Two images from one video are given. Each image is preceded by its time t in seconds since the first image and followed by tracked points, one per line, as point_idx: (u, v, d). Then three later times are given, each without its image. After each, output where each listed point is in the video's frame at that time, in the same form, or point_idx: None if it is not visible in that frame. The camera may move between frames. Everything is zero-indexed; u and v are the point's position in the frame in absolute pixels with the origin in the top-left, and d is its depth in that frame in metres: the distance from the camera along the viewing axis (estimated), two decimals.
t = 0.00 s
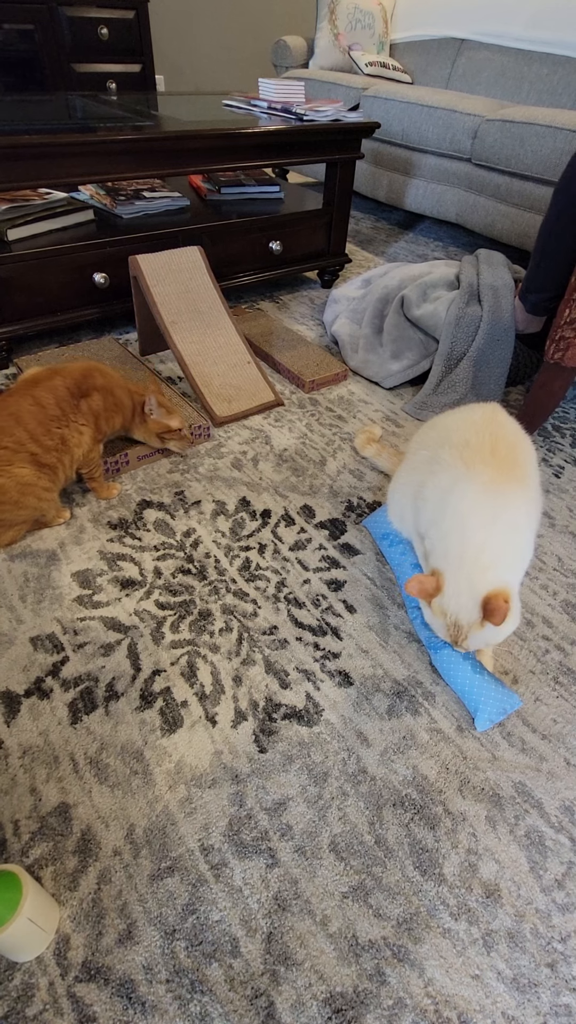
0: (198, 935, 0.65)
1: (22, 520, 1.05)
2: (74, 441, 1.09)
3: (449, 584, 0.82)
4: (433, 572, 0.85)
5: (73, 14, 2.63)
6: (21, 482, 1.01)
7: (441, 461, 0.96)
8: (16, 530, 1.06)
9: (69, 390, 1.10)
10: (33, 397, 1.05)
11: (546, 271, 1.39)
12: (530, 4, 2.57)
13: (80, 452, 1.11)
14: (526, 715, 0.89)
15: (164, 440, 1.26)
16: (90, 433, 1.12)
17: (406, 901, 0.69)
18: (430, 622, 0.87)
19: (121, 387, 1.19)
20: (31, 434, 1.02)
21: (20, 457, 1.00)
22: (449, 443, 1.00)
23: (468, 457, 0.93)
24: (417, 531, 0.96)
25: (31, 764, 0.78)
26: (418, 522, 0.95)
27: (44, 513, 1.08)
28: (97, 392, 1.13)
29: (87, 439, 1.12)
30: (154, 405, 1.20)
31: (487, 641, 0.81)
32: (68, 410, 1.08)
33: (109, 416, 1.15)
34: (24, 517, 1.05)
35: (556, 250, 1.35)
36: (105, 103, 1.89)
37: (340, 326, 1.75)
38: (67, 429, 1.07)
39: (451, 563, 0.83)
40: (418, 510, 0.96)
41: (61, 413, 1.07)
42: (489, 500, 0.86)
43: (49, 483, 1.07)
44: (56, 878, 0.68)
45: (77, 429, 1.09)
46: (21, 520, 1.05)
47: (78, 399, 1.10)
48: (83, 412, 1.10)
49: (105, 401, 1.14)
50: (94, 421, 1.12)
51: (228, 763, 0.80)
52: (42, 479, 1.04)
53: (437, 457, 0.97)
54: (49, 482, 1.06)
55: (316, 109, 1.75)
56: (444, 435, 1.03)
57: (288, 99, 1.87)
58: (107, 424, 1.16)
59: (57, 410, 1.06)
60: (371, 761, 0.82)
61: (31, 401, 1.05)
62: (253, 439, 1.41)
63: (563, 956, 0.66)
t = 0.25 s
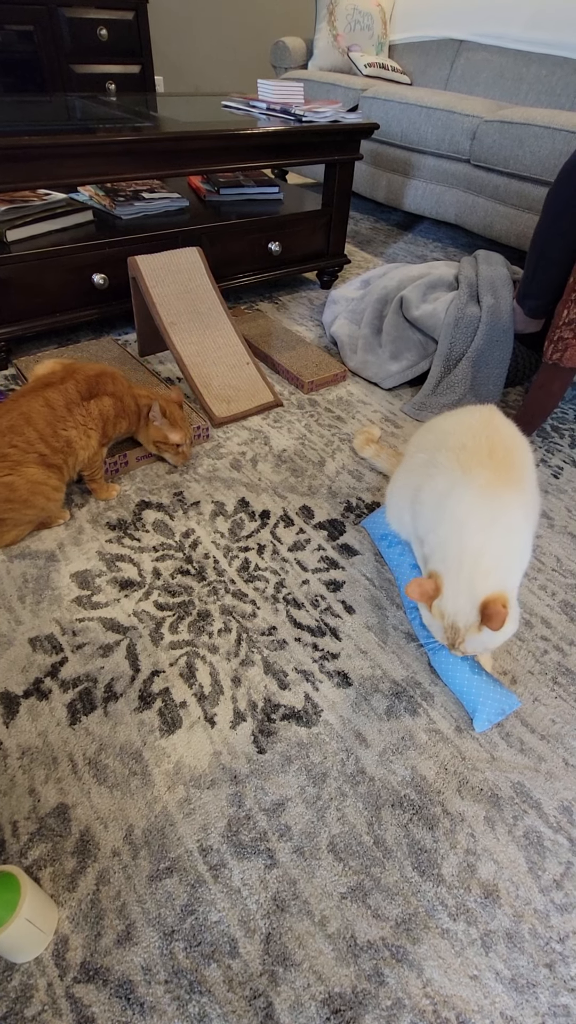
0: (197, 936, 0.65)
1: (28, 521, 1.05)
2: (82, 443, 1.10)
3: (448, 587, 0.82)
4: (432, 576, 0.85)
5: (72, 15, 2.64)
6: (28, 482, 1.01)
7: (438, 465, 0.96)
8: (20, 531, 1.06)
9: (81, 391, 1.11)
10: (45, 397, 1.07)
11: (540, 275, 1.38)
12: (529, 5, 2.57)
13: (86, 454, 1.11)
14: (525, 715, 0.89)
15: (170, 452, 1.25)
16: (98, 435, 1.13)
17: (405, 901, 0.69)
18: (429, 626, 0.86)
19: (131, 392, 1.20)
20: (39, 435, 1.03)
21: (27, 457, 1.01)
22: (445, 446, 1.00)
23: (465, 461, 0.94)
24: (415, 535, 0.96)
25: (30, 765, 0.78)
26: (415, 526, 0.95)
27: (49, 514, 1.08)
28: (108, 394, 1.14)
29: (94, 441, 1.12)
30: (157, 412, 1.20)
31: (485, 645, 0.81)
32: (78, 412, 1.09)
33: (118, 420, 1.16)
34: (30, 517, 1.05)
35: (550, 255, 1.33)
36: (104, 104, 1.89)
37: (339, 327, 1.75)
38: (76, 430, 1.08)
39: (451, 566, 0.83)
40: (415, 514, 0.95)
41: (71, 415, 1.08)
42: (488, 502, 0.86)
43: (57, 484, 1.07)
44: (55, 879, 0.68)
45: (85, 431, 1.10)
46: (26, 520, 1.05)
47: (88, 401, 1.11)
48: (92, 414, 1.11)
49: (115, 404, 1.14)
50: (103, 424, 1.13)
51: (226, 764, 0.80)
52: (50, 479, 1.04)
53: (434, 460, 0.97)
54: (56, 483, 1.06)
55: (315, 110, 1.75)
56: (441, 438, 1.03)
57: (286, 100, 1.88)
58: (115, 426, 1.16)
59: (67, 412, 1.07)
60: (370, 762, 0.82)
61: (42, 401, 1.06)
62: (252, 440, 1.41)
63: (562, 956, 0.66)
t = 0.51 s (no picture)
0: (199, 938, 0.65)
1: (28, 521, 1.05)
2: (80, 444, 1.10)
3: (456, 593, 0.82)
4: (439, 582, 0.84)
5: (73, 16, 2.64)
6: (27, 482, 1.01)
7: (438, 470, 0.96)
8: (23, 531, 1.06)
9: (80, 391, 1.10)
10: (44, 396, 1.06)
11: (539, 274, 1.39)
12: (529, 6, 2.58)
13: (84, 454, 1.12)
14: (526, 716, 0.89)
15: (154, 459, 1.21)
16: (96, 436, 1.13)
17: (406, 903, 0.69)
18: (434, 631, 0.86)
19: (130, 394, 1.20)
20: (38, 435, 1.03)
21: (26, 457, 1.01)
22: (444, 451, 1.00)
23: (465, 465, 0.94)
24: (416, 540, 0.96)
25: (31, 767, 0.78)
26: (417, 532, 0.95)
27: (52, 514, 1.08)
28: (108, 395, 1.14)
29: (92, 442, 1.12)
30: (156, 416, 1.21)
31: (488, 649, 0.81)
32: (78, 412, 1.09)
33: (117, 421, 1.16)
34: (30, 518, 1.05)
35: (550, 253, 1.33)
36: (104, 105, 1.89)
37: (340, 328, 1.75)
38: (74, 429, 1.08)
39: (458, 572, 0.83)
40: (416, 519, 0.95)
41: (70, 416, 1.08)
42: (492, 507, 0.86)
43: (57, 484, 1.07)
44: (57, 881, 0.69)
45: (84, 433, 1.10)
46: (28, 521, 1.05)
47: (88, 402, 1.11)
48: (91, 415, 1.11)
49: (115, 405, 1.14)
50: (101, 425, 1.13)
51: (228, 766, 0.80)
52: (50, 480, 1.04)
53: (433, 465, 0.97)
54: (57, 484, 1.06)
55: (316, 111, 1.76)
56: (439, 442, 1.03)
57: (287, 102, 1.88)
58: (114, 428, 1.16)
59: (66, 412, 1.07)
60: (371, 763, 0.82)
61: (41, 400, 1.06)
62: (252, 441, 1.41)
63: (563, 957, 0.66)
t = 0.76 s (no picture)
0: (197, 939, 0.65)
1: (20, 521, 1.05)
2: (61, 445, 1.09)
3: (461, 595, 0.81)
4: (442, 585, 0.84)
5: (72, 16, 2.63)
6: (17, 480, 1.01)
7: (438, 471, 0.95)
8: (20, 531, 1.07)
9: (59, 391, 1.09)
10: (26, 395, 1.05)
11: (539, 276, 1.38)
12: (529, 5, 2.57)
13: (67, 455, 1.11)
14: (525, 717, 0.89)
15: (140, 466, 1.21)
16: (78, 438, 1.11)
17: (406, 903, 0.69)
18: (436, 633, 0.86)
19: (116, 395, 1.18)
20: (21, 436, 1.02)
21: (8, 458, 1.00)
22: (443, 452, 0.99)
23: (465, 467, 0.94)
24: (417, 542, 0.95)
25: (30, 767, 0.78)
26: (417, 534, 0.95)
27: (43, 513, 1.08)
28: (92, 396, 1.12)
29: (73, 444, 1.11)
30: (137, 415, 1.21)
31: (489, 651, 0.81)
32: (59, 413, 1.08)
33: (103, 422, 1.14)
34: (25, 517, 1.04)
35: (549, 254, 1.33)
36: (104, 104, 1.89)
37: (339, 327, 1.75)
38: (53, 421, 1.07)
39: (461, 574, 0.83)
40: (416, 521, 0.95)
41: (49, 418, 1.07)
42: (494, 509, 0.86)
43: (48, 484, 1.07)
44: (55, 882, 0.68)
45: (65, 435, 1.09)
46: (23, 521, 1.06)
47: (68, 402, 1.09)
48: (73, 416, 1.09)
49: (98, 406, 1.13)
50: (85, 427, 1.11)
51: (227, 766, 0.80)
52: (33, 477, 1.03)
53: (433, 466, 0.97)
54: (48, 483, 1.06)
55: (315, 110, 1.75)
56: (438, 443, 1.03)
57: (286, 101, 1.88)
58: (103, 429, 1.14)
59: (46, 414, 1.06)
60: (371, 763, 0.82)
61: (19, 396, 1.04)
62: (252, 441, 1.41)
63: (563, 958, 0.66)
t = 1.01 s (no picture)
0: (196, 938, 0.65)
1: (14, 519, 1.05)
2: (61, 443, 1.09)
3: (458, 595, 0.81)
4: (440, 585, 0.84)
5: (71, 16, 2.63)
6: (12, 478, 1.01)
7: (437, 472, 0.95)
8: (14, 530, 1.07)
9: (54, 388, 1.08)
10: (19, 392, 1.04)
11: (538, 279, 1.38)
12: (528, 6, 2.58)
13: (67, 453, 1.11)
14: (524, 717, 0.89)
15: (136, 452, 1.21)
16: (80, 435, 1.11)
17: (404, 902, 0.69)
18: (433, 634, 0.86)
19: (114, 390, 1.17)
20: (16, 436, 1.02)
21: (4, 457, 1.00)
22: (442, 453, 1.00)
23: (464, 468, 0.94)
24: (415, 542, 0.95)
25: (28, 766, 0.78)
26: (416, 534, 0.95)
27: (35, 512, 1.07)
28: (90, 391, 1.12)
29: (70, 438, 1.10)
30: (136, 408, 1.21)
31: (486, 654, 0.81)
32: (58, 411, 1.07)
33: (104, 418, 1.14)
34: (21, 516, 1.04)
35: (548, 257, 1.33)
36: (103, 105, 1.88)
37: (338, 328, 1.75)
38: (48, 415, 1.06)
39: (459, 575, 0.82)
40: (415, 522, 0.95)
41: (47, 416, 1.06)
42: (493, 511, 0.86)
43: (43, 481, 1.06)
44: (54, 881, 0.68)
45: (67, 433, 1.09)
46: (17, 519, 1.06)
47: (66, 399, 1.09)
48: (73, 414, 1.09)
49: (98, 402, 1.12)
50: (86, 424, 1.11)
51: (225, 765, 0.80)
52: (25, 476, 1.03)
53: (432, 467, 0.97)
54: (43, 480, 1.06)
55: (314, 111, 1.76)
56: (437, 445, 1.03)
57: (285, 101, 1.88)
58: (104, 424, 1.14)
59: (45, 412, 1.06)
60: (369, 763, 0.82)
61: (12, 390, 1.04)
62: (251, 441, 1.41)
63: (560, 957, 0.66)
